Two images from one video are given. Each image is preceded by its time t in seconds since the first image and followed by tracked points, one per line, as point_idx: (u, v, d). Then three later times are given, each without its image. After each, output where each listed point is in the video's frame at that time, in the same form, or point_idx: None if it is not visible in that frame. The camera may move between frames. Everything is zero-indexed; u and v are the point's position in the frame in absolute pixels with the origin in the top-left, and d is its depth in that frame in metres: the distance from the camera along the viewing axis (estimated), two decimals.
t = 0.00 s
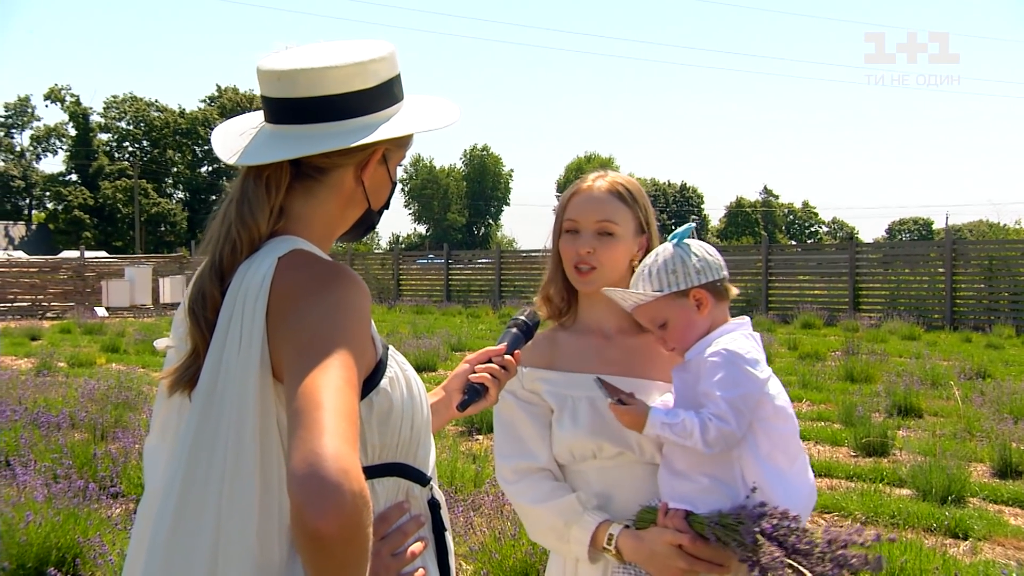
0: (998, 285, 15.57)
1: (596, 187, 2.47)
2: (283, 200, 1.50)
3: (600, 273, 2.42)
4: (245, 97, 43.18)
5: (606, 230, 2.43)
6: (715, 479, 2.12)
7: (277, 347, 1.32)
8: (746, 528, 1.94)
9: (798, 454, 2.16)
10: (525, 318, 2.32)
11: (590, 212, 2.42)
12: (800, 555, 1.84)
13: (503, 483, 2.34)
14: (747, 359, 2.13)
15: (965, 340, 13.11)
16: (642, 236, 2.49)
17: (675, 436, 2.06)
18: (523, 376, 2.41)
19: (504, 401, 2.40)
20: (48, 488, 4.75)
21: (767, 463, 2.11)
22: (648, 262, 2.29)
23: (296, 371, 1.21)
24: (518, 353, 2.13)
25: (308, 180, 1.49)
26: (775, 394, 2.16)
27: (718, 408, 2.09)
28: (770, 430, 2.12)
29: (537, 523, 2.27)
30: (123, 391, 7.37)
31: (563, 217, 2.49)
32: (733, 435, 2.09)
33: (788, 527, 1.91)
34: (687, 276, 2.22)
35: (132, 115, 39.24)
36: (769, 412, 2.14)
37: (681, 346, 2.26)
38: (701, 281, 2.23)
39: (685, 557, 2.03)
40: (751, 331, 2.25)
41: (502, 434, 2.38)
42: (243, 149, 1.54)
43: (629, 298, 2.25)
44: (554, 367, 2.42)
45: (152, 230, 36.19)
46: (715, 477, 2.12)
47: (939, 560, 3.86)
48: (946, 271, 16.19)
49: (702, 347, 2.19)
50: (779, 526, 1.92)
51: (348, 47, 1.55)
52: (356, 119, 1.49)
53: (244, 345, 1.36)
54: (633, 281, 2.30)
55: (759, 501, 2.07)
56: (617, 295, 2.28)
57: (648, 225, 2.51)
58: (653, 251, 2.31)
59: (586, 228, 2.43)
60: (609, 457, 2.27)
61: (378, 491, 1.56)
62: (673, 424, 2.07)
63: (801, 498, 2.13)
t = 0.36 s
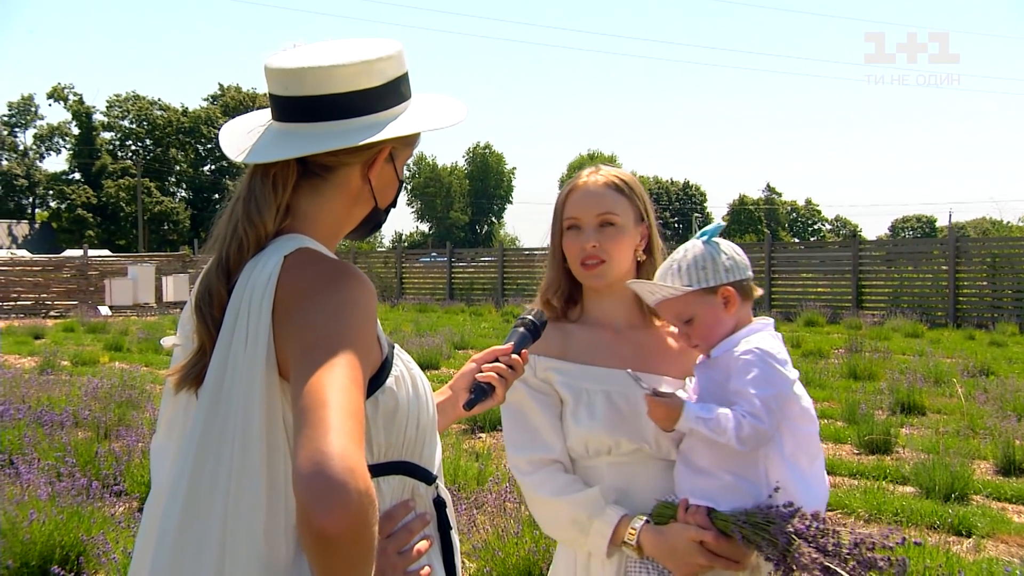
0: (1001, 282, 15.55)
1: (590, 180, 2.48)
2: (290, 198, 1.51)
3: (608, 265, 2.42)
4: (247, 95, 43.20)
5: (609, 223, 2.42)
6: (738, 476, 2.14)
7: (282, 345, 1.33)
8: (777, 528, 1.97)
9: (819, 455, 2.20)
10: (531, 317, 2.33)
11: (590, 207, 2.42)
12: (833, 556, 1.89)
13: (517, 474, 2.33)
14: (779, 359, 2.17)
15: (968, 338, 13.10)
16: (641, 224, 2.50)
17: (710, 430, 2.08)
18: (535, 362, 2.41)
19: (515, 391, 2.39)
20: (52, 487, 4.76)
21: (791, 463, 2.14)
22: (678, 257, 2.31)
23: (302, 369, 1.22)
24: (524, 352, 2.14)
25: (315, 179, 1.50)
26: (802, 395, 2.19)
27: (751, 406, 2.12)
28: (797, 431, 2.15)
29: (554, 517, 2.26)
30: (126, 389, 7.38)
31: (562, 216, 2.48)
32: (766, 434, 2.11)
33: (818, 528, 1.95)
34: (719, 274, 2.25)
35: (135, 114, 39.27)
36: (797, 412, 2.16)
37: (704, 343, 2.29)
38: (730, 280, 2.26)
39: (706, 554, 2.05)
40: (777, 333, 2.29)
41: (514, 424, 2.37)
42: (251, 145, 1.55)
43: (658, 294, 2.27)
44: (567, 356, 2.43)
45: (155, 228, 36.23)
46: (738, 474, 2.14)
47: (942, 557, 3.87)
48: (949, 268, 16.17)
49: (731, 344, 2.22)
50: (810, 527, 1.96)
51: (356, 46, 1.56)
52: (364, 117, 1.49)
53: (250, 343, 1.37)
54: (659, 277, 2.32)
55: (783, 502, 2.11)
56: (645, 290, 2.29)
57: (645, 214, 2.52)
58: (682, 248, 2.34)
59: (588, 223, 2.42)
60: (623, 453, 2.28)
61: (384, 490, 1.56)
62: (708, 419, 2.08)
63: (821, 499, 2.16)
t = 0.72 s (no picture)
0: (1001, 278, 15.54)
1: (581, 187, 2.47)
2: (290, 196, 1.51)
3: (607, 274, 2.43)
4: (246, 95, 43.18)
5: (604, 231, 2.43)
6: (744, 473, 2.15)
7: (281, 345, 1.33)
8: (782, 526, 1.96)
9: (827, 455, 2.20)
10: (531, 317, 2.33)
11: (583, 217, 2.42)
12: (839, 555, 1.85)
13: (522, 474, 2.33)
14: (790, 357, 2.18)
15: (968, 335, 13.09)
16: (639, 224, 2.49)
17: (719, 424, 2.08)
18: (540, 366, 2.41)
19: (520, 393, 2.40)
20: (53, 487, 4.76)
21: (800, 464, 2.14)
22: (700, 254, 2.34)
23: (301, 368, 1.22)
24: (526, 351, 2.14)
25: (315, 178, 1.50)
26: (811, 394, 2.20)
27: (761, 402, 2.12)
28: (806, 431, 2.16)
29: (558, 516, 2.26)
30: (127, 389, 7.39)
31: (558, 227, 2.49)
32: (775, 432, 2.10)
33: (824, 527, 1.92)
34: (738, 272, 2.28)
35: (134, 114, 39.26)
36: (806, 411, 2.17)
37: (717, 340, 2.30)
38: (748, 279, 2.29)
39: (710, 551, 2.06)
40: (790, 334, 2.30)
41: (518, 423, 2.37)
42: (251, 146, 1.55)
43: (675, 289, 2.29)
44: (570, 359, 2.44)
45: (155, 228, 36.23)
46: (744, 471, 2.15)
47: (943, 553, 3.87)
48: (949, 265, 16.16)
49: (745, 342, 2.24)
50: (815, 525, 1.94)
51: (357, 46, 1.56)
52: (365, 117, 1.50)
53: (250, 342, 1.37)
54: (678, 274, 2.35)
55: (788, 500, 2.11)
56: (661, 285, 2.31)
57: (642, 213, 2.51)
58: (703, 246, 2.37)
59: (583, 233, 2.43)
60: (628, 450, 2.29)
61: (384, 489, 1.57)
62: (718, 412, 2.09)
63: (828, 498, 2.16)
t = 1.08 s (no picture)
0: (1005, 279, 15.50)
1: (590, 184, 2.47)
2: (292, 197, 1.51)
3: (616, 270, 2.43)
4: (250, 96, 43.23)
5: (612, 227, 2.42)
6: (742, 466, 2.15)
7: (282, 346, 1.33)
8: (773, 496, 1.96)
9: (831, 452, 2.18)
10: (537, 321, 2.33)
11: (590, 213, 2.42)
12: (829, 514, 1.85)
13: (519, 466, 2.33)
14: (792, 352, 2.17)
15: (972, 335, 13.06)
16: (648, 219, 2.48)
17: (716, 418, 2.08)
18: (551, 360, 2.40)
19: (527, 388, 2.39)
20: (57, 488, 4.77)
21: (801, 455, 2.12)
22: (709, 245, 2.34)
23: (301, 369, 1.23)
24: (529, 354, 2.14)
25: (317, 179, 1.51)
26: (814, 390, 2.19)
27: (759, 397, 2.12)
28: (807, 425, 2.15)
29: (548, 502, 2.25)
30: (130, 390, 7.40)
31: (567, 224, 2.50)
32: (771, 426, 2.11)
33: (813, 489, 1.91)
34: (748, 264, 2.28)
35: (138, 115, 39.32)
36: (808, 406, 2.16)
37: (725, 332, 2.31)
38: (757, 272, 2.29)
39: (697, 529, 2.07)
40: (795, 330, 2.29)
41: (522, 418, 2.37)
42: (256, 146, 1.56)
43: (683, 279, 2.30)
44: (583, 356, 2.43)
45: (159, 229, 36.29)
46: (742, 463, 2.15)
47: (946, 554, 3.87)
48: (953, 266, 16.14)
49: (749, 335, 2.24)
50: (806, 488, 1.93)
51: (360, 48, 1.56)
52: (368, 117, 1.50)
53: (251, 343, 1.37)
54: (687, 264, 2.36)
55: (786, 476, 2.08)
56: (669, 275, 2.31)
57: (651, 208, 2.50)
58: (712, 238, 2.37)
59: (591, 230, 2.43)
60: (634, 451, 2.29)
61: (385, 489, 1.57)
62: (714, 406, 2.09)
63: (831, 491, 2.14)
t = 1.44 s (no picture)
0: (1001, 276, 15.54)
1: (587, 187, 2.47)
2: (283, 198, 1.51)
3: (611, 274, 2.43)
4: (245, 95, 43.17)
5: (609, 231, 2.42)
6: (744, 466, 2.15)
7: (274, 345, 1.33)
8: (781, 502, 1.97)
9: (831, 448, 2.18)
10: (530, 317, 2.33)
11: (587, 218, 2.42)
12: (841, 520, 1.88)
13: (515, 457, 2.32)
14: (788, 351, 2.17)
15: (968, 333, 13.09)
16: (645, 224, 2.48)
17: (718, 419, 2.08)
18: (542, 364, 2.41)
19: (518, 389, 2.40)
20: (53, 489, 4.77)
21: (802, 455, 2.13)
22: (697, 247, 2.34)
23: (294, 369, 1.22)
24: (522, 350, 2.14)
25: (308, 179, 1.50)
26: (811, 387, 2.19)
27: (762, 396, 2.12)
28: (807, 422, 2.15)
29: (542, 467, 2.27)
30: (127, 391, 7.39)
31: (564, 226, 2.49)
32: (774, 425, 2.10)
33: (820, 496, 1.94)
34: (737, 265, 2.29)
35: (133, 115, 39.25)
36: (806, 403, 2.16)
37: (716, 335, 2.31)
38: (746, 272, 2.30)
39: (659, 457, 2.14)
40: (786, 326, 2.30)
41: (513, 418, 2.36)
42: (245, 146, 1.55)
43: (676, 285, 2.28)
44: (573, 356, 2.44)
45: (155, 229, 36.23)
46: (745, 464, 2.15)
47: (942, 551, 3.88)
48: (949, 263, 16.17)
49: (742, 336, 2.23)
50: (813, 495, 1.95)
51: (349, 47, 1.56)
52: (358, 117, 1.49)
53: (243, 343, 1.37)
54: (676, 267, 2.34)
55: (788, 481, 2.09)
56: (661, 281, 2.29)
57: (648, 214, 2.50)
58: (699, 240, 2.37)
59: (588, 234, 2.43)
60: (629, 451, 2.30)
61: (379, 488, 1.57)
62: (716, 407, 2.08)
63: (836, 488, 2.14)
